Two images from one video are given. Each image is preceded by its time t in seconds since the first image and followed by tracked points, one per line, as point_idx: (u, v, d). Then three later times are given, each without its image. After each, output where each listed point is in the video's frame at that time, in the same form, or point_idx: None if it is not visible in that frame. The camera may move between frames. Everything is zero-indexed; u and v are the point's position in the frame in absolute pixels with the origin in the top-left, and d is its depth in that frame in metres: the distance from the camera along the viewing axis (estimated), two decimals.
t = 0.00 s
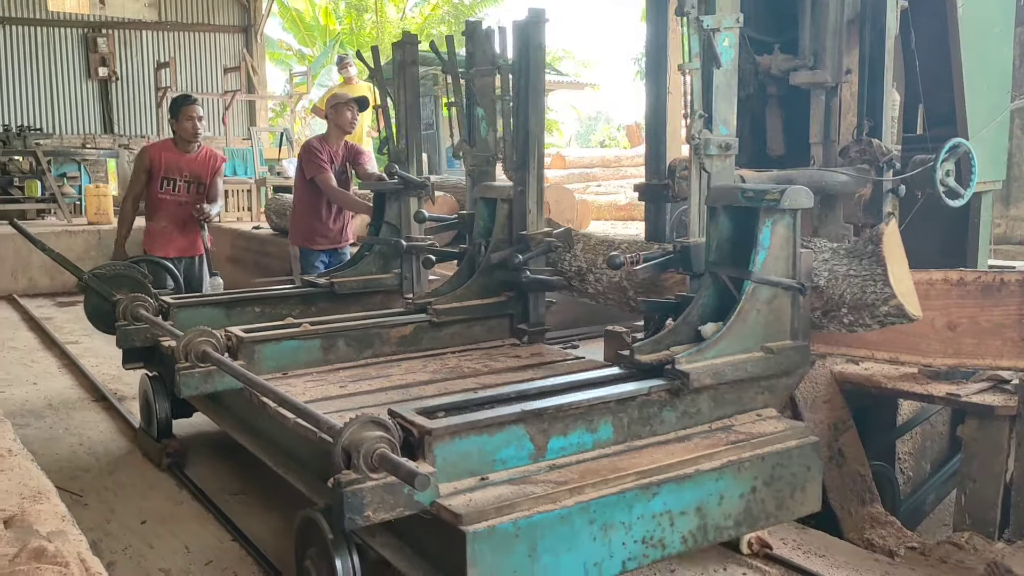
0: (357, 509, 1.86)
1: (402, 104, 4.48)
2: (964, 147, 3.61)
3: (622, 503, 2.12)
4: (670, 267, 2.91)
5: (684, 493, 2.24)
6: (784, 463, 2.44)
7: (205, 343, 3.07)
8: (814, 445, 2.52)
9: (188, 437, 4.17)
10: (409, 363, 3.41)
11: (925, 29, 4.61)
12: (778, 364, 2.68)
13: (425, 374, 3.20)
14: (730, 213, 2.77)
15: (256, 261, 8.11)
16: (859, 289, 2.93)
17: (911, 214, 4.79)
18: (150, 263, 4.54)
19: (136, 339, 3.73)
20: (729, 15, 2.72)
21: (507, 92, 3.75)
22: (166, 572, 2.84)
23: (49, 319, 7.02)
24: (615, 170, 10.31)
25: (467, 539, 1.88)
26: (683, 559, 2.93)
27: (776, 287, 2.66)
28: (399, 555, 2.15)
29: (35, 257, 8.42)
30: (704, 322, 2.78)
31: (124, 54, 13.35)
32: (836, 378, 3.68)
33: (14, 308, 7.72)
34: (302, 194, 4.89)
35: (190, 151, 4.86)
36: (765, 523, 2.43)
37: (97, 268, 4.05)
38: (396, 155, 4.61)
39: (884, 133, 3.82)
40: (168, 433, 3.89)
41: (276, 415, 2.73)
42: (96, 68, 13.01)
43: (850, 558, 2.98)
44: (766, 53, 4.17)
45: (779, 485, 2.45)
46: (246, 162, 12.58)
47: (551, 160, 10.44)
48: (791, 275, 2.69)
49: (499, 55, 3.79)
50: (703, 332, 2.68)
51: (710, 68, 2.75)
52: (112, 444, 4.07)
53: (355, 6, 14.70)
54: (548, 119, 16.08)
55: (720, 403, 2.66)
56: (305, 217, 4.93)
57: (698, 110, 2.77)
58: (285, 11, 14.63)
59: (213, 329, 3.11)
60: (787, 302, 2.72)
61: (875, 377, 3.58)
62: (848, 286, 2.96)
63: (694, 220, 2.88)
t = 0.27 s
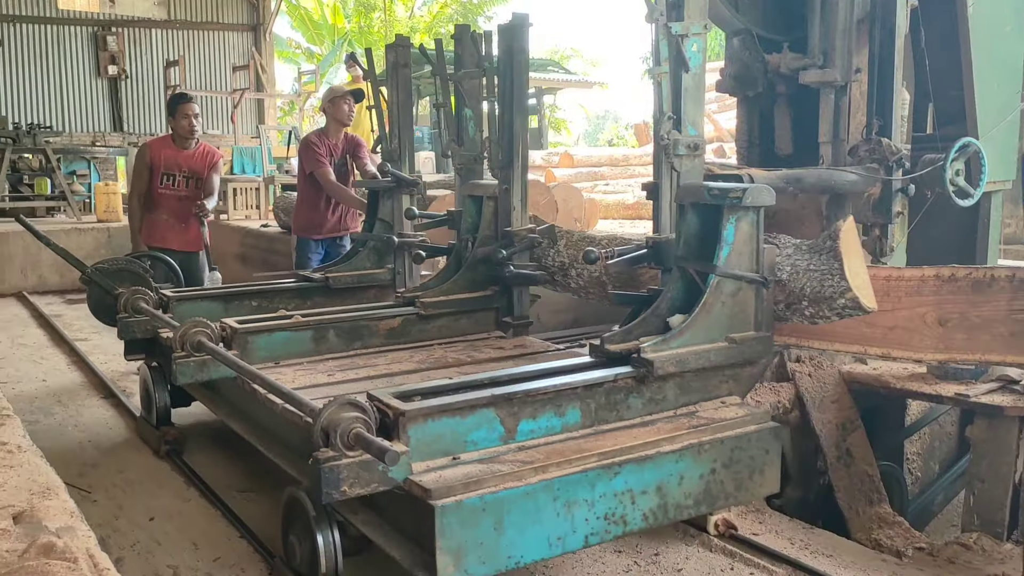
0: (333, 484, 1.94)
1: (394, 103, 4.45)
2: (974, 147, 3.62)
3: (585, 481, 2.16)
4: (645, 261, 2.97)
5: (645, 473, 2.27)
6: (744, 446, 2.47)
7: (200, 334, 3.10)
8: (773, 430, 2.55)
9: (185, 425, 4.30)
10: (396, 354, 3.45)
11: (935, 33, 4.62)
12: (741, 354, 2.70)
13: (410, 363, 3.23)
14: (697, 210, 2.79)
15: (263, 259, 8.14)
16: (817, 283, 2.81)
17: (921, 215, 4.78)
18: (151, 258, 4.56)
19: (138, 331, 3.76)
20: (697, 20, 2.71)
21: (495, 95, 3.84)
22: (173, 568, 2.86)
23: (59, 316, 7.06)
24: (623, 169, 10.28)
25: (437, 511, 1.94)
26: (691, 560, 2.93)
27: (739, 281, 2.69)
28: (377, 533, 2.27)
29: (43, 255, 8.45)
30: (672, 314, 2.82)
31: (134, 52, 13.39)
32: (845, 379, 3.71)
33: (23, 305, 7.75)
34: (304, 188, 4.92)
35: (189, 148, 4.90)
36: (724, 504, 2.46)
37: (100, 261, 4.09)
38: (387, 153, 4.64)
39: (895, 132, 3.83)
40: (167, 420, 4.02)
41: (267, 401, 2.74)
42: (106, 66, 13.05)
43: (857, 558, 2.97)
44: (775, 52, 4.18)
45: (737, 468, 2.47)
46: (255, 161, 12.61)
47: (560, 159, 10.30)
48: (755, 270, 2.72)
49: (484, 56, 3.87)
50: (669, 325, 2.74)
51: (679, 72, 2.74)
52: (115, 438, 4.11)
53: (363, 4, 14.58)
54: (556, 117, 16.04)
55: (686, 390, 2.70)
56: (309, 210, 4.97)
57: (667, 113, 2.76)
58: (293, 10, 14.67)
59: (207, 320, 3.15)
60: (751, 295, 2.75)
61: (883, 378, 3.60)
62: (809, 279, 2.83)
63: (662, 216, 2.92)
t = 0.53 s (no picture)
0: (314, 462, 2.04)
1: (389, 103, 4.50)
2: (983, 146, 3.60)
3: (552, 462, 2.23)
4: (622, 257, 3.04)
5: (611, 455, 2.34)
6: (707, 431, 2.52)
7: (196, 326, 3.20)
8: (736, 416, 2.59)
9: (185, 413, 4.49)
10: (384, 345, 3.48)
11: (948, 32, 4.58)
12: (707, 345, 2.74)
13: (395, 353, 3.27)
14: (669, 206, 2.86)
15: (271, 257, 8.16)
16: (780, 278, 2.74)
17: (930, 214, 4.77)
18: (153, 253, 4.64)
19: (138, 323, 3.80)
20: (668, 26, 2.76)
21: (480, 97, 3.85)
22: (180, 565, 2.87)
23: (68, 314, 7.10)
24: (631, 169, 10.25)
25: (411, 487, 2.01)
26: (698, 559, 2.93)
27: (707, 275, 2.73)
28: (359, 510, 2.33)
29: (53, 252, 8.49)
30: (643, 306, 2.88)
31: (143, 51, 13.43)
32: (853, 379, 3.69)
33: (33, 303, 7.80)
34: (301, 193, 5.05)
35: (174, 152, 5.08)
36: (688, 486, 2.52)
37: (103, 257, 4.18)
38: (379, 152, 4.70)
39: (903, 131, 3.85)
40: (167, 410, 4.15)
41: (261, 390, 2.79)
42: (115, 65, 13.10)
43: (865, 559, 2.96)
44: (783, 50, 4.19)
45: (701, 453, 2.52)
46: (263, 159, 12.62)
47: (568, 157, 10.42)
48: (722, 264, 2.76)
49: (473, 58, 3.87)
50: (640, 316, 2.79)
51: (651, 76, 2.81)
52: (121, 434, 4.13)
53: (371, 4, 14.63)
54: (565, 117, 16.00)
55: (655, 378, 2.74)
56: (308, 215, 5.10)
57: (639, 113, 2.84)
58: (301, 9, 14.69)
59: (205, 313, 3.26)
60: (720, 289, 2.79)
61: (892, 378, 3.57)
62: (772, 274, 2.76)
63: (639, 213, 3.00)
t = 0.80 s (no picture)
0: (299, 443, 2.23)
1: (384, 103, 4.76)
2: (992, 146, 3.58)
3: (524, 446, 2.50)
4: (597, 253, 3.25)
5: (581, 440, 2.62)
6: (674, 419, 2.87)
7: (194, 318, 3.49)
8: (702, 405, 2.96)
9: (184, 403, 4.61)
10: (374, 337, 3.82)
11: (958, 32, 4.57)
12: (677, 336, 2.99)
13: (384, 345, 3.57)
14: (642, 204, 3.08)
15: (278, 257, 8.18)
16: (748, 272, 2.88)
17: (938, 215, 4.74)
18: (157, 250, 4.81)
19: (140, 318, 3.96)
20: (643, 33, 2.95)
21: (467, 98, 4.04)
22: (189, 563, 2.87)
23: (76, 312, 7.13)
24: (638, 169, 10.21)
25: (389, 467, 2.27)
26: (705, 559, 2.92)
27: (678, 270, 2.97)
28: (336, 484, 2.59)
29: (62, 251, 8.52)
30: (619, 300, 3.09)
31: (152, 51, 13.47)
32: (860, 379, 3.70)
33: (41, 301, 7.82)
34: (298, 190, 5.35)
35: (163, 152, 5.28)
36: (656, 469, 2.85)
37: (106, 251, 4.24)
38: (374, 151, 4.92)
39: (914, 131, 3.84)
40: (167, 400, 4.28)
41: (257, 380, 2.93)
42: (124, 64, 13.14)
43: (872, 560, 2.96)
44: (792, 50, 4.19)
45: (668, 437, 2.88)
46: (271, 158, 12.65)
47: (575, 156, 10.35)
48: (693, 261, 3.00)
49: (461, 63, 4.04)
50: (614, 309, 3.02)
51: (625, 81, 2.99)
52: (129, 431, 4.16)
53: (378, 4, 14.67)
54: (571, 117, 15.99)
55: (629, 368, 3.03)
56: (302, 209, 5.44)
57: (614, 115, 3.04)
58: (309, 9, 14.73)
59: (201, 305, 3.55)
60: (691, 283, 3.03)
61: (899, 378, 3.60)
62: (741, 268, 2.91)
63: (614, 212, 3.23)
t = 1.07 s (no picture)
0: (288, 428, 2.35)
1: (378, 108, 4.93)
2: (1002, 146, 3.55)
3: (503, 432, 2.60)
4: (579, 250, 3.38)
5: (558, 427, 2.72)
6: (649, 408, 2.94)
7: (194, 313, 3.69)
8: (678, 394, 3.01)
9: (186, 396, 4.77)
10: (366, 331, 3.95)
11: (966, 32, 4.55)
12: (655, 330, 3.09)
13: (375, 339, 3.69)
14: (620, 204, 3.20)
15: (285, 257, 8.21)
16: (722, 268, 2.97)
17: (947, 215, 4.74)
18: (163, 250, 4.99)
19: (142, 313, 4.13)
20: (621, 38, 3.08)
21: (457, 100, 4.22)
22: (197, 562, 2.88)
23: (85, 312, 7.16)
24: (645, 169, 10.21)
25: (372, 450, 2.37)
26: (712, 560, 2.92)
27: (655, 266, 3.08)
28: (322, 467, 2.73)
29: (71, 251, 8.55)
30: (598, 295, 3.22)
31: (160, 51, 13.52)
32: (868, 379, 3.69)
33: (50, 300, 7.85)
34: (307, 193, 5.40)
35: (173, 150, 5.35)
36: (632, 457, 2.92)
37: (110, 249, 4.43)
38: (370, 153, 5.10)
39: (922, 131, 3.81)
40: (169, 393, 4.48)
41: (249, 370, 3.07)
42: (133, 65, 13.19)
43: (880, 561, 2.94)
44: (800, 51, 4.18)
45: (644, 426, 2.95)
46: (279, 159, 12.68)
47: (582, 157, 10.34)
48: (670, 258, 3.10)
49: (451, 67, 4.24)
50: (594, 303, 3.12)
51: (605, 85, 3.11)
52: (137, 430, 4.19)
53: (386, 4, 14.71)
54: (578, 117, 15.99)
55: (607, 360, 3.10)
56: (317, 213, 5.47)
57: (595, 119, 3.16)
58: (317, 10, 14.76)
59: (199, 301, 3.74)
60: (667, 279, 3.13)
61: (908, 379, 3.59)
62: (715, 265, 3.00)
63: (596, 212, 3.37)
